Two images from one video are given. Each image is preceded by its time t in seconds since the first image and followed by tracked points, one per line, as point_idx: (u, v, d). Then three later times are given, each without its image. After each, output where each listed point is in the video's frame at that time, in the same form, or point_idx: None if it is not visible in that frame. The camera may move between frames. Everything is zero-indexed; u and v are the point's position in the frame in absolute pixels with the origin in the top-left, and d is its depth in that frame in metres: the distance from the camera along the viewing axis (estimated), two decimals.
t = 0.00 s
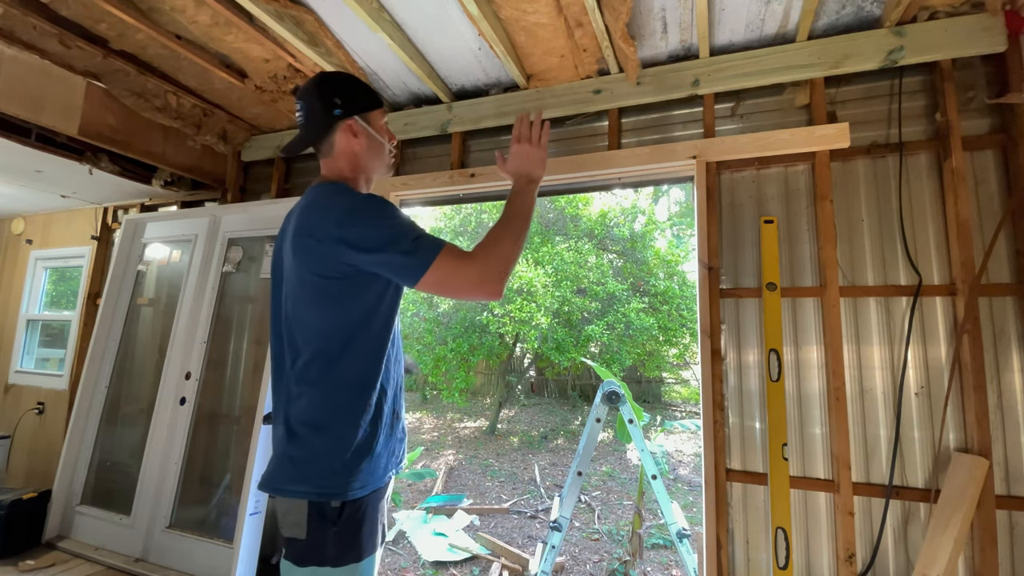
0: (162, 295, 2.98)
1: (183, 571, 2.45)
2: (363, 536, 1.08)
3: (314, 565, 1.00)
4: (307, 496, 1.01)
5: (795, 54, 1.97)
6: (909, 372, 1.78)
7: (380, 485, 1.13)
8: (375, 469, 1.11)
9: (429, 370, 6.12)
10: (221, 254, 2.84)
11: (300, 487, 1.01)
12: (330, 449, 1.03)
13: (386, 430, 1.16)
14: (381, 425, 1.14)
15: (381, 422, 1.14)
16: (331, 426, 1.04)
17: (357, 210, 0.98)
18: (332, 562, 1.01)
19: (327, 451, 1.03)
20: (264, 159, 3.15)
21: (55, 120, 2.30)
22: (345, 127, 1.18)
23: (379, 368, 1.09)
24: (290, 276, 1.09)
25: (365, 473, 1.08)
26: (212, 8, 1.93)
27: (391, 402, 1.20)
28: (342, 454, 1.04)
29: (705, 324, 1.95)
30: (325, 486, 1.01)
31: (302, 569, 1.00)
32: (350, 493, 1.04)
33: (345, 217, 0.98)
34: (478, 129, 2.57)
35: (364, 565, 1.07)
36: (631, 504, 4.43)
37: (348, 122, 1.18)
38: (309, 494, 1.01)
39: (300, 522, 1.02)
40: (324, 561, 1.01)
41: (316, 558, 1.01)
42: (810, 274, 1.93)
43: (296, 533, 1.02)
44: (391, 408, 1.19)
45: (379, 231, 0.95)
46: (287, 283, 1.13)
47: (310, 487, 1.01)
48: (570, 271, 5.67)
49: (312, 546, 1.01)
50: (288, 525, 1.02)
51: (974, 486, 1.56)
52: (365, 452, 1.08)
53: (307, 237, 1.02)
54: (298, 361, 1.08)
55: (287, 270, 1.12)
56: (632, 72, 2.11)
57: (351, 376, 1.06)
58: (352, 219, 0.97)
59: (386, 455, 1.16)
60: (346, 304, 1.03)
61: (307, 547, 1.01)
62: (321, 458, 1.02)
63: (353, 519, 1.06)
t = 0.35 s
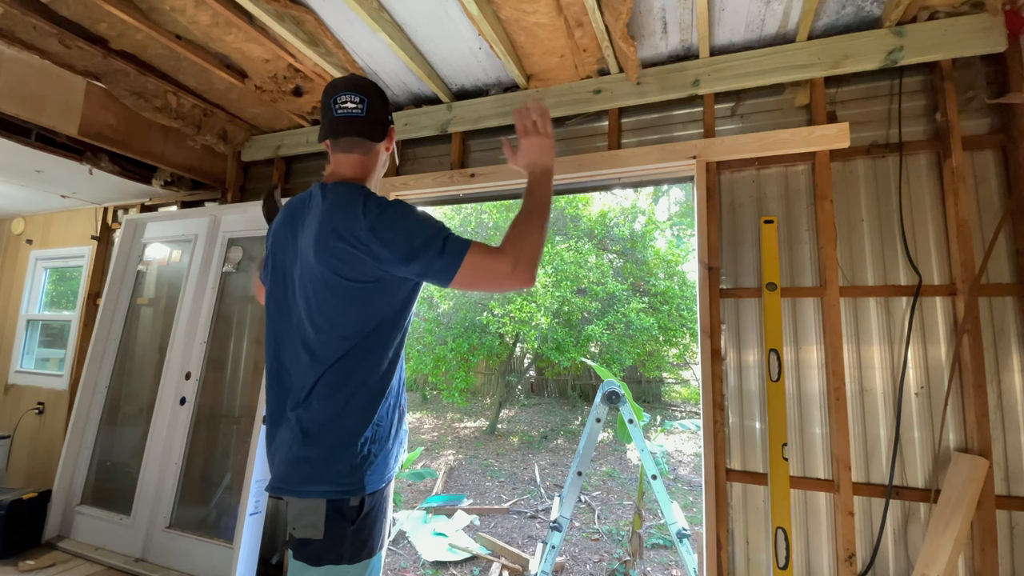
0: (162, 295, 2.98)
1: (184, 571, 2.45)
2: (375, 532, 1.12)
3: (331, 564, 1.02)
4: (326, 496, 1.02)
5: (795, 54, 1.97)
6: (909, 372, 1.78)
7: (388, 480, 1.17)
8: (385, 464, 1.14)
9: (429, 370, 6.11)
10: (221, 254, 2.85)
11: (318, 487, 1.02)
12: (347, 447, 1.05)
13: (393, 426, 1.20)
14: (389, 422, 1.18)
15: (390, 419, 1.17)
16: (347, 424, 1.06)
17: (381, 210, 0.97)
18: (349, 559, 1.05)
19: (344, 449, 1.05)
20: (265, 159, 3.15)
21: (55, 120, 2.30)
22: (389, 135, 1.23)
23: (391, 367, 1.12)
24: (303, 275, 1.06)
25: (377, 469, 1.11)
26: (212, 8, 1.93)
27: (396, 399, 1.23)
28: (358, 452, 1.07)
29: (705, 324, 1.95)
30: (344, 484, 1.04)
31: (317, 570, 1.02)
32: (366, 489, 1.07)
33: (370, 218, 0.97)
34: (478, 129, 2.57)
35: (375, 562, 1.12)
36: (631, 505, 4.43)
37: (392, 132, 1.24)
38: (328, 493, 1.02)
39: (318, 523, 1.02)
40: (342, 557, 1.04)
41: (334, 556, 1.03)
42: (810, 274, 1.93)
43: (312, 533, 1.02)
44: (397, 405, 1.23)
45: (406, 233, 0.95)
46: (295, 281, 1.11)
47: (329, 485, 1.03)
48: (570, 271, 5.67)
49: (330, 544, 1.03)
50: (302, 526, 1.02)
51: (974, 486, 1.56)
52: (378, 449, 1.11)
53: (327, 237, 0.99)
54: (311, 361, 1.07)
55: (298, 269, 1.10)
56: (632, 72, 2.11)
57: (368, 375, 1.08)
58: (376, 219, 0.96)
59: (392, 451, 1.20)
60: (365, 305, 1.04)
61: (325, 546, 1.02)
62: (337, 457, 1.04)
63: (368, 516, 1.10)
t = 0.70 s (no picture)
0: (162, 295, 2.98)
1: (184, 571, 2.45)
2: (373, 531, 1.13)
3: (329, 563, 1.02)
4: (324, 494, 1.02)
5: (795, 54, 1.97)
6: (909, 372, 1.78)
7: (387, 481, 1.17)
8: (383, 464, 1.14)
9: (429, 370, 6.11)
10: (222, 254, 2.85)
11: (316, 486, 1.02)
12: (344, 446, 1.05)
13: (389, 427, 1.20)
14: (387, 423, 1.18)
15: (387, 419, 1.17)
16: (345, 422, 1.06)
17: (372, 216, 1.00)
18: (348, 557, 1.05)
19: (341, 448, 1.05)
20: (265, 159, 3.15)
21: (55, 120, 2.30)
22: (368, 126, 1.22)
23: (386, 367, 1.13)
24: (293, 277, 1.07)
25: (376, 468, 1.11)
26: (212, 8, 1.93)
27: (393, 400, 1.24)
28: (356, 450, 1.07)
29: (705, 324, 1.95)
30: (343, 482, 1.04)
31: (316, 568, 1.02)
32: (364, 487, 1.07)
33: (359, 223, 0.99)
34: (478, 129, 2.57)
35: (373, 559, 1.12)
36: (631, 504, 4.44)
37: (373, 123, 1.22)
38: (327, 492, 1.03)
39: (316, 522, 1.02)
40: (340, 556, 1.04)
41: (333, 555, 1.03)
42: (810, 274, 1.92)
43: (311, 532, 1.02)
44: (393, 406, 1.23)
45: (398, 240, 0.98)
46: (286, 284, 1.11)
47: (328, 484, 1.03)
48: (570, 271, 5.67)
49: (328, 543, 1.03)
50: (301, 526, 1.03)
51: (974, 486, 1.56)
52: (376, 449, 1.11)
53: (318, 240, 1.01)
54: (304, 363, 1.07)
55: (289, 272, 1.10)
56: (632, 72, 2.11)
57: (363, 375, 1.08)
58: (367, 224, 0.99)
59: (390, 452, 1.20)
60: (357, 308, 1.05)
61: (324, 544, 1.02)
62: (334, 456, 1.04)
63: (367, 515, 1.10)
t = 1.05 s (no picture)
0: (162, 295, 2.98)
1: (183, 571, 2.45)
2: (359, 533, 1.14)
3: (310, 564, 1.05)
4: (303, 496, 1.05)
5: (794, 55, 1.97)
6: (909, 372, 1.78)
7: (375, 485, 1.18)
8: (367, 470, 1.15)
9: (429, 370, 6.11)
10: (221, 254, 2.85)
11: (296, 487, 1.05)
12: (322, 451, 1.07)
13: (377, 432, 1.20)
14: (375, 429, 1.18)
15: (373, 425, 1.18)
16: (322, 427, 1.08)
17: (336, 227, 1.00)
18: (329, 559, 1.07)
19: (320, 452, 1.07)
20: (264, 159, 3.16)
21: (55, 120, 2.30)
22: (355, 126, 1.25)
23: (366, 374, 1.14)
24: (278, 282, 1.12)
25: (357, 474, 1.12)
26: (212, 8, 1.93)
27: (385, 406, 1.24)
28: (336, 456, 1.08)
29: (705, 324, 1.95)
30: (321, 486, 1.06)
31: (299, 568, 1.04)
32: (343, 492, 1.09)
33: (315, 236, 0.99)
34: (478, 129, 2.57)
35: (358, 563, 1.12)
36: (631, 505, 4.43)
37: (359, 122, 1.24)
38: (306, 495, 1.05)
39: (297, 522, 1.06)
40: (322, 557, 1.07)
41: (313, 557, 1.05)
42: (810, 274, 1.93)
43: (292, 532, 1.06)
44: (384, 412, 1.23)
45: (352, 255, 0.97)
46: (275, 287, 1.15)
47: (307, 487, 1.05)
48: (570, 271, 5.67)
49: (308, 545, 1.05)
50: (284, 525, 1.07)
51: (975, 486, 1.56)
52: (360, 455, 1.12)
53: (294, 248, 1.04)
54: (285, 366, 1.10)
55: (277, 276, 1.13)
56: (632, 72, 2.11)
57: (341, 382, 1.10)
58: (325, 236, 0.98)
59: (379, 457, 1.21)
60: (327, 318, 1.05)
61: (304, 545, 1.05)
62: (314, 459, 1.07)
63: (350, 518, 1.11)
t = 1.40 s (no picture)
0: (161, 295, 2.98)
1: (183, 571, 2.45)
2: (339, 542, 1.08)
3: (287, 566, 1.04)
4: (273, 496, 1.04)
5: (795, 55, 1.97)
6: (909, 372, 1.78)
7: (358, 496, 1.12)
8: (346, 480, 1.09)
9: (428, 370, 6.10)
10: (221, 254, 2.85)
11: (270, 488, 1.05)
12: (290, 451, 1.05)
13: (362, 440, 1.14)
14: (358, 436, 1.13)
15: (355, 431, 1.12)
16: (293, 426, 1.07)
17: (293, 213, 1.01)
18: (303, 564, 1.04)
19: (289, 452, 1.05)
20: (265, 159, 3.15)
21: (55, 120, 2.30)
22: (375, 130, 1.23)
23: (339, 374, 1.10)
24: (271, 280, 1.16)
25: (332, 482, 1.06)
26: (212, 8, 1.93)
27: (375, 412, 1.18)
28: (306, 460, 1.05)
29: (705, 324, 1.95)
30: (291, 489, 1.03)
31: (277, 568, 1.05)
32: (312, 499, 1.04)
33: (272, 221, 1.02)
34: (478, 129, 2.57)
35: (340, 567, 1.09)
36: (631, 504, 4.43)
37: (379, 127, 1.23)
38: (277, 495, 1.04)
39: (273, 522, 1.06)
40: (296, 562, 1.04)
41: (289, 559, 1.04)
42: (810, 274, 1.92)
43: (269, 532, 1.07)
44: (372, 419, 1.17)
45: (296, 237, 0.96)
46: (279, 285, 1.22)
47: (278, 487, 1.04)
48: (570, 271, 5.67)
49: (284, 545, 1.04)
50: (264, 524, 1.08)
51: (974, 487, 1.56)
52: (336, 462, 1.07)
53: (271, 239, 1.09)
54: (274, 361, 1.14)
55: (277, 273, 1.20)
56: (632, 72, 2.11)
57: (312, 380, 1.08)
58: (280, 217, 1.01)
59: (366, 466, 1.15)
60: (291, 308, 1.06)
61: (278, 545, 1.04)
62: (287, 462, 1.05)
63: (325, 524, 1.06)
